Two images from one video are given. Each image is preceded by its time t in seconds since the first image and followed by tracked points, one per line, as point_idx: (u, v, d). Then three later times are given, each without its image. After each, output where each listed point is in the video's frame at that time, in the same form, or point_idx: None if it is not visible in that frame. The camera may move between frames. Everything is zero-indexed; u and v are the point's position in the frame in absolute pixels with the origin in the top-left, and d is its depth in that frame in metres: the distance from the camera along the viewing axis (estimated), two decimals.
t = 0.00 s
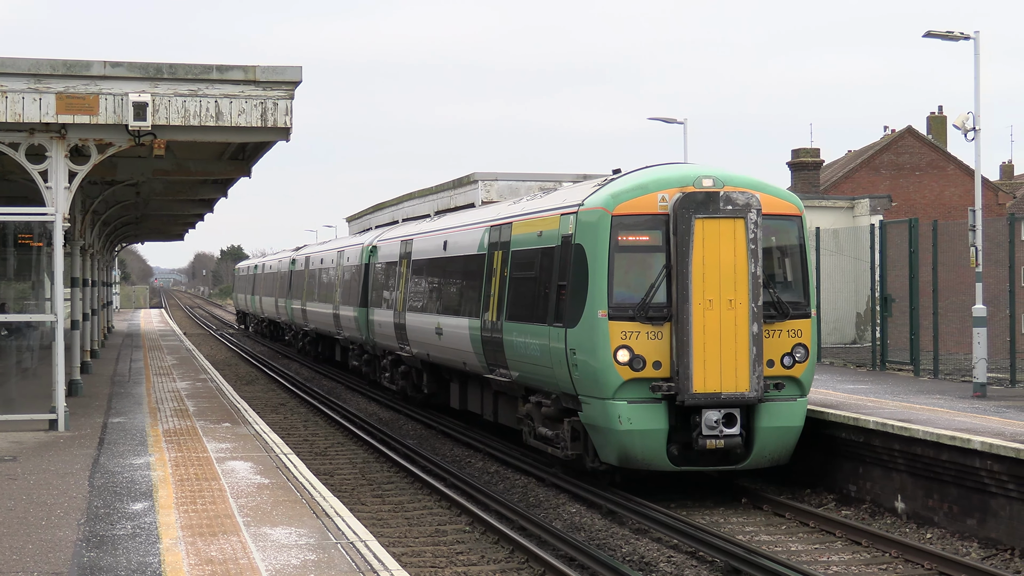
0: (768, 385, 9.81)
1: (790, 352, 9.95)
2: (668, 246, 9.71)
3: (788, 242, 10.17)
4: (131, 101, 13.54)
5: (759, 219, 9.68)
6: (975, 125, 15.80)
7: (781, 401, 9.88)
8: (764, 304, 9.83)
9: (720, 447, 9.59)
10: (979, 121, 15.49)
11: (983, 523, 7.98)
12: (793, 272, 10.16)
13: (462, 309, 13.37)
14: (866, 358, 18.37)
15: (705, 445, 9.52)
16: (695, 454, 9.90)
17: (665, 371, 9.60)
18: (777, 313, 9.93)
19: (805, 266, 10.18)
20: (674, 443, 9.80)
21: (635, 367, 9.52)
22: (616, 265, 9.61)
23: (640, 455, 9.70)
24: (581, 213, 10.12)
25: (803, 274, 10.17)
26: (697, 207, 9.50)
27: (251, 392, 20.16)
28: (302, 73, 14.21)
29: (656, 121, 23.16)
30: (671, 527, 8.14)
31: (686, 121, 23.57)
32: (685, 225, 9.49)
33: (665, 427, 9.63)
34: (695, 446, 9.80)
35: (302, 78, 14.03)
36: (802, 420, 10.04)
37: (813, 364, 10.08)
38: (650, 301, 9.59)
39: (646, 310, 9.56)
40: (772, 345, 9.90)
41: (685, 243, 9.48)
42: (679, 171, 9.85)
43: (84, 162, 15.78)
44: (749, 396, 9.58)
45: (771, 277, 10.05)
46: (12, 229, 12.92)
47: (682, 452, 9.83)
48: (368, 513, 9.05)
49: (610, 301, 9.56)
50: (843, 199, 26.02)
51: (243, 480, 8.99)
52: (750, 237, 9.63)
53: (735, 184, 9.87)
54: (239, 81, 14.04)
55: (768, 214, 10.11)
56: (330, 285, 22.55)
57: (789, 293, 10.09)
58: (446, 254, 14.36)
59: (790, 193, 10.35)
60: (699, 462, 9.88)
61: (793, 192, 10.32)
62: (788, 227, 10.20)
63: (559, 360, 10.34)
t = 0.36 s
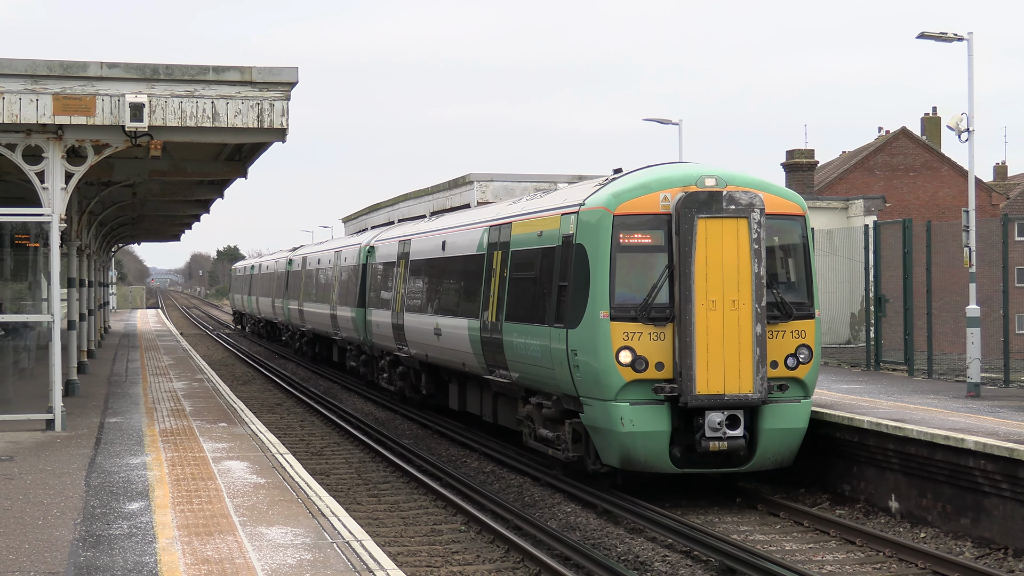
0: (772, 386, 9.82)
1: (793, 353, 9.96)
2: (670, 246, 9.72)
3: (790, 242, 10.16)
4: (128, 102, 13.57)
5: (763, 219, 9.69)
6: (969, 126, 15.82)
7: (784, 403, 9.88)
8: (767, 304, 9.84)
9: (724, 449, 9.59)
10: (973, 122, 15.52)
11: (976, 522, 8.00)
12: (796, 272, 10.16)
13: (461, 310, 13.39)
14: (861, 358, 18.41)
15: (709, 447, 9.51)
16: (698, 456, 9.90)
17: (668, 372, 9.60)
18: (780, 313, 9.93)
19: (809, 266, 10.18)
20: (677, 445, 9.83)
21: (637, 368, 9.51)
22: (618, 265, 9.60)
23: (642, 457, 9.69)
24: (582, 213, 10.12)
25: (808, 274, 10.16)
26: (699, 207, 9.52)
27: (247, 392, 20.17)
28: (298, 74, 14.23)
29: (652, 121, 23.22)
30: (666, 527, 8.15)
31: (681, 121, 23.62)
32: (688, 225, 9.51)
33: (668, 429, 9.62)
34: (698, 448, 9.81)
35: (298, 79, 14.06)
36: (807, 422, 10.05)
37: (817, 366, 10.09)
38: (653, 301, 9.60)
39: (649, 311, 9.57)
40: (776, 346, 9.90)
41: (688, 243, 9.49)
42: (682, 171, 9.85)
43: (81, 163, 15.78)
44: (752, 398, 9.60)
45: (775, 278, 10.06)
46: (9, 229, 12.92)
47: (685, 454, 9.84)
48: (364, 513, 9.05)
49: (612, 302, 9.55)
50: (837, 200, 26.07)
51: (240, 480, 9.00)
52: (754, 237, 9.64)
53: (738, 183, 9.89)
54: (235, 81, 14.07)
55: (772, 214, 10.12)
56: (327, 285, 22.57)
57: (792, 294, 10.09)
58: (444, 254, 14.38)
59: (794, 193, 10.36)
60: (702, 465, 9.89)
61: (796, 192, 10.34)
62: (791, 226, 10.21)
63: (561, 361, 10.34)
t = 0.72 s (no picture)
0: (776, 388, 9.73)
1: (798, 355, 9.90)
2: (674, 246, 9.66)
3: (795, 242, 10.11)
4: (126, 104, 13.61)
5: (767, 218, 9.61)
6: (961, 128, 15.85)
7: (789, 405, 9.79)
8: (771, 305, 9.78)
9: (728, 452, 9.52)
10: (965, 124, 15.57)
11: (968, 521, 8.03)
12: (800, 272, 10.10)
13: (461, 311, 13.40)
14: (853, 357, 18.50)
15: (712, 449, 9.43)
16: (701, 458, 9.82)
17: (671, 374, 9.54)
18: (784, 314, 9.87)
19: (812, 266, 10.13)
20: (680, 447, 9.75)
21: (640, 370, 9.45)
22: (621, 265, 9.53)
23: (645, 459, 9.61)
24: (584, 213, 10.07)
25: (812, 275, 10.11)
26: (703, 207, 9.46)
27: (245, 392, 20.19)
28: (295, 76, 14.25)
29: (646, 121, 23.34)
30: (661, 525, 8.18)
31: (675, 123, 23.68)
32: (692, 225, 9.43)
33: (671, 431, 9.53)
34: (701, 450, 9.72)
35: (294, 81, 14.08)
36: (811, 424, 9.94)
37: (821, 367, 10.04)
38: (656, 302, 9.54)
39: (652, 312, 9.50)
40: (780, 346, 9.84)
41: (692, 243, 9.41)
42: (685, 170, 9.79)
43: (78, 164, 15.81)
44: (757, 399, 9.51)
45: (778, 279, 10.01)
46: (7, 230, 12.95)
47: (689, 456, 9.75)
48: (360, 513, 9.06)
49: (615, 303, 9.48)
50: (830, 201, 26.17)
51: (237, 479, 9.01)
52: (758, 237, 9.56)
53: (741, 183, 9.83)
54: (232, 83, 14.07)
55: (776, 213, 10.07)
56: (325, 286, 22.62)
57: (796, 294, 10.04)
58: (444, 255, 14.40)
59: (798, 193, 10.30)
60: (705, 467, 9.80)
61: (800, 192, 10.28)
62: (796, 226, 10.14)
63: (563, 362, 10.31)
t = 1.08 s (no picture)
0: (781, 390, 9.55)
1: (803, 357, 9.71)
2: (677, 247, 9.51)
3: (798, 243, 9.93)
4: (125, 107, 13.67)
5: (772, 219, 9.43)
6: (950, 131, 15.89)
7: (794, 407, 9.62)
8: (776, 307, 9.59)
9: (732, 454, 9.39)
10: (954, 128, 15.65)
11: (957, 520, 8.09)
12: (805, 273, 9.92)
13: (461, 312, 13.42)
14: (845, 358, 18.66)
15: (716, 452, 9.30)
16: (705, 461, 9.64)
17: (675, 376, 9.38)
18: (789, 315, 9.68)
19: (817, 268, 9.95)
20: (684, 449, 9.54)
21: (644, 372, 9.28)
22: (624, 266, 9.39)
23: (647, 461, 9.44)
24: (588, 213, 9.95)
25: (816, 277, 9.95)
26: (707, 207, 9.26)
27: (243, 392, 20.26)
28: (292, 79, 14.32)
29: (639, 124, 23.58)
30: (654, 524, 8.22)
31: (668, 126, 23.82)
32: (696, 225, 9.25)
33: (675, 433, 9.37)
34: (705, 453, 9.53)
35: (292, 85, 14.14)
36: (816, 427, 9.78)
37: (826, 369, 9.86)
38: (660, 303, 9.38)
39: (656, 313, 9.34)
40: (785, 348, 9.66)
41: (696, 244, 9.23)
42: (689, 170, 9.64)
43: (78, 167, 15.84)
44: (762, 402, 9.31)
45: (782, 281, 9.82)
46: (8, 232, 13.01)
47: (692, 459, 9.55)
48: (356, 511, 9.11)
49: (618, 304, 9.33)
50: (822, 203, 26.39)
51: (235, 478, 9.07)
52: (763, 238, 9.38)
53: (746, 183, 9.67)
54: (230, 87, 14.17)
55: (780, 214, 9.90)
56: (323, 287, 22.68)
57: (801, 296, 9.86)
58: (444, 256, 14.44)
59: (802, 193, 10.13)
60: (709, 470, 9.62)
61: (804, 192, 10.11)
62: (800, 227, 9.96)
63: (565, 364, 10.22)
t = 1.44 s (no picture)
0: (786, 393, 9.52)
1: (808, 359, 9.71)
2: (683, 249, 9.45)
3: (804, 245, 9.89)
4: (126, 110, 13.73)
5: (778, 220, 9.44)
6: (938, 136, 15.98)
7: (798, 410, 9.59)
8: (781, 309, 9.59)
9: (737, 457, 9.31)
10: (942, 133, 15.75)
11: (944, 517, 8.18)
12: (810, 275, 9.89)
13: (461, 313, 13.50)
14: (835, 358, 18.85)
15: (721, 455, 9.24)
16: (710, 464, 9.58)
17: (680, 379, 9.33)
18: (795, 318, 9.68)
19: (823, 270, 9.92)
20: (689, 452, 9.47)
21: (648, 374, 9.24)
22: (629, 267, 9.33)
23: (651, 463, 9.38)
24: (592, 214, 9.90)
25: (822, 278, 9.92)
26: (713, 208, 9.26)
27: (241, 391, 20.35)
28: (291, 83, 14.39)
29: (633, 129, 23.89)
30: (646, 522, 8.27)
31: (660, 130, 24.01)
32: (702, 227, 9.24)
33: (679, 436, 9.32)
34: (710, 456, 9.47)
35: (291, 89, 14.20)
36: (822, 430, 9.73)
37: (832, 372, 9.86)
38: (665, 305, 9.33)
39: (661, 315, 9.29)
40: (790, 351, 9.66)
41: (702, 245, 9.23)
42: (694, 171, 9.61)
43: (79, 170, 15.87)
44: (767, 404, 9.34)
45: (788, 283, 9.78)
46: (10, 233, 13.08)
47: (697, 462, 9.50)
48: (353, 509, 9.18)
49: (623, 306, 9.26)
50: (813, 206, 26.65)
51: (233, 476, 9.14)
52: (769, 240, 9.38)
53: (752, 185, 9.63)
54: (230, 90, 14.26)
55: (786, 216, 9.85)
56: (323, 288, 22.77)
57: (806, 298, 9.84)
58: (445, 258, 14.52)
59: (808, 194, 10.09)
60: (714, 473, 9.57)
61: (811, 194, 10.07)
62: (806, 228, 9.92)
63: (569, 366, 10.15)
